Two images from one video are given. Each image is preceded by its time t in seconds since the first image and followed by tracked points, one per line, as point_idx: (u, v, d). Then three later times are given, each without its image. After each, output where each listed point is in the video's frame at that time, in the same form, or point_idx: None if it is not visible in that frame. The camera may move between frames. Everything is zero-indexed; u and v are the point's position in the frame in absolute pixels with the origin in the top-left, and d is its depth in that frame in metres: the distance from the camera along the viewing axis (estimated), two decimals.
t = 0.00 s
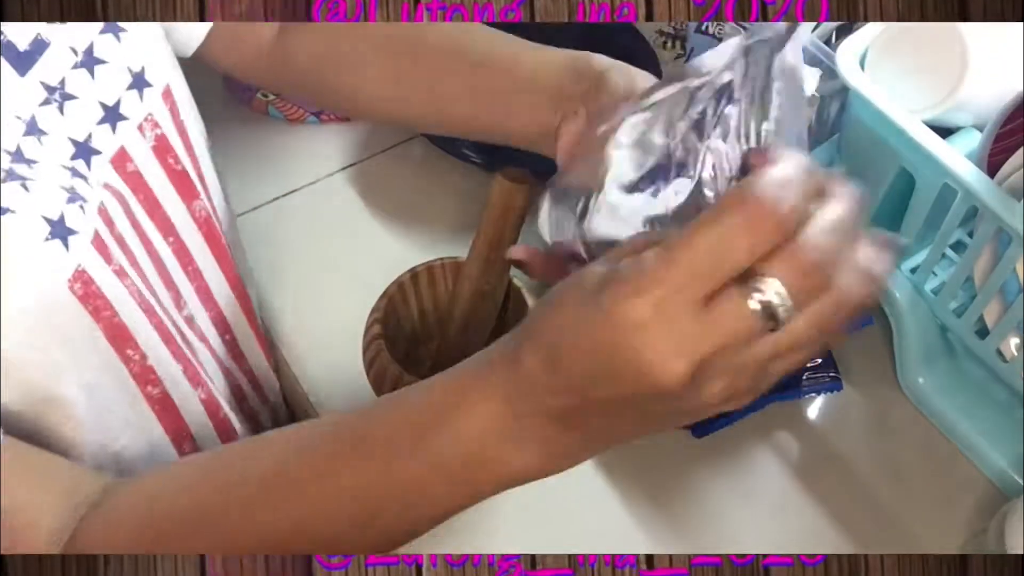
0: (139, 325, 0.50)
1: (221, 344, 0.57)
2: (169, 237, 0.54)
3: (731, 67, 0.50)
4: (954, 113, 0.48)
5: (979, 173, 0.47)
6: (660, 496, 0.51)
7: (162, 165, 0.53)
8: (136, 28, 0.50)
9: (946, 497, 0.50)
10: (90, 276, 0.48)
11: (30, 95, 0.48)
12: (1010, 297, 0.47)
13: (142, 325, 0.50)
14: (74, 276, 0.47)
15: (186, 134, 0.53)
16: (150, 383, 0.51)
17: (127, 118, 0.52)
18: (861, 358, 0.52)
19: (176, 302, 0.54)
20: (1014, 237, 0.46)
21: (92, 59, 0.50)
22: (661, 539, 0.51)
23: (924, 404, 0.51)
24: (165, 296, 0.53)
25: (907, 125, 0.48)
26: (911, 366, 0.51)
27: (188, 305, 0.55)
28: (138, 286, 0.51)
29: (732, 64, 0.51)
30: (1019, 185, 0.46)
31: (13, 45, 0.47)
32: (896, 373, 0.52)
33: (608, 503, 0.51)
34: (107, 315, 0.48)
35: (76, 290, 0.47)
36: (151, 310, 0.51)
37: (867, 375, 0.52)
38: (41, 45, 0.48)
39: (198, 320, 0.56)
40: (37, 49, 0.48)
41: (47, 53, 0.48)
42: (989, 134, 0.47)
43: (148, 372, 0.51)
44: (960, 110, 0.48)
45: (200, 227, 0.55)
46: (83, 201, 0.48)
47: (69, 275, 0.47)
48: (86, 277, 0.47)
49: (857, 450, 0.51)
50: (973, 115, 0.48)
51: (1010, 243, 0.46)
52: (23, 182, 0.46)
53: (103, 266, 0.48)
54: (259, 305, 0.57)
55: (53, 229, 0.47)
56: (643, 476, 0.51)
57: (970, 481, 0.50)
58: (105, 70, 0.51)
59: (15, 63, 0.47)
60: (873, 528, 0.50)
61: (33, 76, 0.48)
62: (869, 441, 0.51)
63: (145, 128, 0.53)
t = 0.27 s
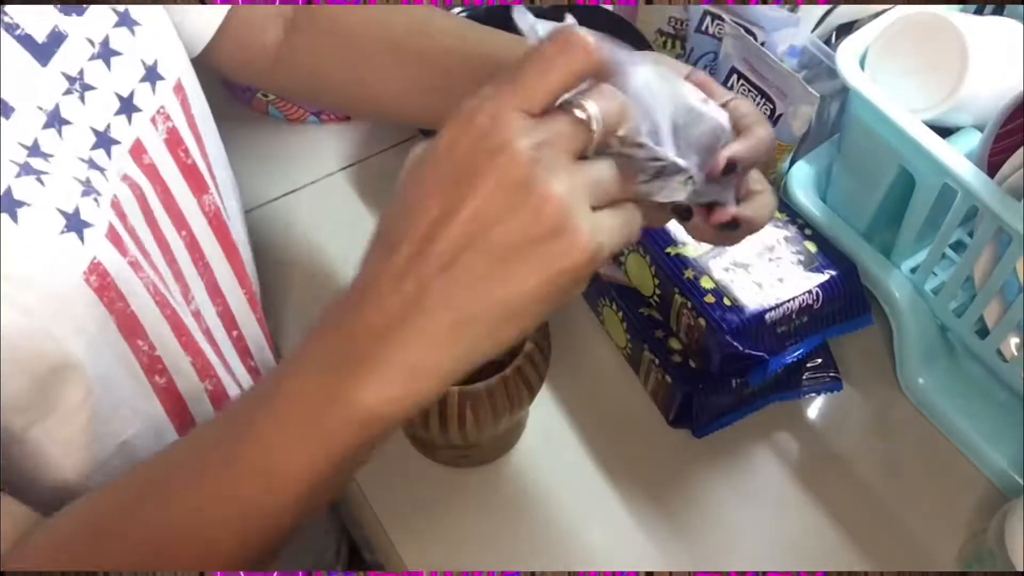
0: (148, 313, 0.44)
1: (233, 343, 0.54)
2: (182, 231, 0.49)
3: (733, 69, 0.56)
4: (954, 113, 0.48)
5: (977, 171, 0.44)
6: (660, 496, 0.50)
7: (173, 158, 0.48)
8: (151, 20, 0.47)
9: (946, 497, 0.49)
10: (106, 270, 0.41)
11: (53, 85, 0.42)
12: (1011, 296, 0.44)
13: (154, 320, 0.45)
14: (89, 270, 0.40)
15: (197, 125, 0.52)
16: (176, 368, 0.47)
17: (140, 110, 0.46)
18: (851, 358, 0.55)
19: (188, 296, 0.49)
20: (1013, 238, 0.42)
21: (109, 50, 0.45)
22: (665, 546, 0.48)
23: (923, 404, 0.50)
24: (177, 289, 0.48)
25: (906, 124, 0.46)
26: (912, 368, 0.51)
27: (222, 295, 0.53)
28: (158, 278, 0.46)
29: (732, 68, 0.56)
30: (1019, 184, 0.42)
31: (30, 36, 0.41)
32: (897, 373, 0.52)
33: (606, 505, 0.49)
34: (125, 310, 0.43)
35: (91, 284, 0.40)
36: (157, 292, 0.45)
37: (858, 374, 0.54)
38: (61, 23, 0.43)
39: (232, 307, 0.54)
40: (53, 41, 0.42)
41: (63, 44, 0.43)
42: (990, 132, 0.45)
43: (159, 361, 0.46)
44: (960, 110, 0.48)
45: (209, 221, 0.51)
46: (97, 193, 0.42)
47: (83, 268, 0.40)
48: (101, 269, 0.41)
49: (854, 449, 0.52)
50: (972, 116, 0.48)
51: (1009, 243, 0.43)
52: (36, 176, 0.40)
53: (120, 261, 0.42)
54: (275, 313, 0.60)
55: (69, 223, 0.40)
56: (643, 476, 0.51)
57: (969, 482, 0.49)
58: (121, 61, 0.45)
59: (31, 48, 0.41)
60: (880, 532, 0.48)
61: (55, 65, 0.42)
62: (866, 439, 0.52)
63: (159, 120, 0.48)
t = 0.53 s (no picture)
0: (106, 320, 0.44)
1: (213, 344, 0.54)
2: (158, 238, 0.48)
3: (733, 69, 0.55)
4: (954, 113, 0.48)
5: (977, 171, 0.44)
6: (661, 496, 0.50)
7: (148, 164, 0.47)
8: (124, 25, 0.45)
9: (948, 496, 0.49)
10: (52, 280, 0.40)
11: (18, 91, 0.41)
12: (1011, 296, 0.45)
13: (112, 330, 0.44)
14: (33, 282, 0.40)
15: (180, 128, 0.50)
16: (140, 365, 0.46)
17: (111, 117, 0.45)
18: (853, 357, 0.55)
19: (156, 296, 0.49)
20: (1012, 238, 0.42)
21: (78, 56, 0.43)
22: (663, 546, 0.48)
23: (925, 404, 0.51)
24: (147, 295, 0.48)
25: (905, 122, 0.46)
26: (912, 366, 0.52)
27: (200, 296, 0.52)
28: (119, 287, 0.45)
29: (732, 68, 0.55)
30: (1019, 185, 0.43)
31: None
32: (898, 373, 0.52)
33: (606, 504, 0.49)
34: (81, 325, 0.42)
35: (36, 297, 0.40)
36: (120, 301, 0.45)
37: (860, 373, 0.54)
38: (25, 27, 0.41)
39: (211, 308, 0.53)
40: (18, 44, 0.41)
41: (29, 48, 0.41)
42: (990, 132, 0.45)
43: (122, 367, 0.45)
44: (960, 110, 0.48)
45: (187, 227, 0.50)
46: (50, 204, 0.41)
47: (26, 281, 0.39)
48: (47, 282, 0.40)
49: (855, 448, 0.51)
50: (972, 116, 0.48)
51: (1009, 243, 0.44)
52: None
53: (68, 272, 0.41)
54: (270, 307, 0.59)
55: (12, 233, 0.39)
56: (643, 475, 0.51)
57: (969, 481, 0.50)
58: (91, 67, 0.44)
59: None
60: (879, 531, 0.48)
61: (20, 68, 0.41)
62: (867, 439, 0.52)
63: (131, 125, 0.46)
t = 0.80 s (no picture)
0: (75, 302, 0.43)
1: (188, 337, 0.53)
2: (124, 223, 0.48)
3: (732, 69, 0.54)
4: (954, 113, 0.48)
5: (978, 171, 0.44)
6: (661, 496, 0.50)
7: (119, 153, 0.46)
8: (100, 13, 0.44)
9: (948, 496, 0.49)
10: (18, 253, 0.39)
11: None
12: (1011, 297, 0.45)
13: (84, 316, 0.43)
14: None
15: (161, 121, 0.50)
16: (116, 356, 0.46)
17: (81, 104, 0.44)
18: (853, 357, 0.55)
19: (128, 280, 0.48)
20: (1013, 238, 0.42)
21: (53, 43, 0.42)
22: (661, 545, 0.48)
23: (925, 404, 0.51)
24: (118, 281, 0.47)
25: (905, 122, 0.46)
26: (912, 366, 0.52)
27: (175, 287, 0.51)
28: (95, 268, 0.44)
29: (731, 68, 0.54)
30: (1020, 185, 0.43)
31: None
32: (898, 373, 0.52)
33: (606, 504, 0.49)
34: (43, 295, 0.40)
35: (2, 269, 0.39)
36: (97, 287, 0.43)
37: (861, 374, 0.54)
38: None
39: (187, 299, 0.52)
40: None
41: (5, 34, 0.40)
42: (990, 132, 0.45)
43: (84, 341, 0.44)
44: (960, 110, 0.48)
45: (161, 216, 0.50)
46: (19, 179, 0.40)
47: None
48: (14, 256, 0.39)
49: (855, 448, 0.51)
50: (972, 116, 0.48)
51: (1009, 243, 0.44)
52: None
53: (38, 245, 0.40)
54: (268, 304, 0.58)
55: None
56: (643, 475, 0.51)
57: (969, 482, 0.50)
58: (65, 55, 0.43)
59: None
60: (878, 531, 0.48)
61: None
62: (868, 439, 0.52)
63: (103, 114, 0.45)
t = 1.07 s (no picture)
0: (81, 318, 0.43)
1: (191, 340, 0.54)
2: (133, 231, 0.48)
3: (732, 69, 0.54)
4: (954, 113, 0.48)
5: (978, 171, 0.44)
6: (660, 496, 0.50)
7: (125, 158, 0.47)
8: (104, 17, 0.44)
9: (948, 496, 0.49)
10: (19, 273, 0.39)
11: None
12: (1011, 296, 0.45)
13: (91, 330, 0.44)
14: None
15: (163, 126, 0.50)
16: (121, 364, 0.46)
17: (87, 110, 0.44)
18: (854, 357, 0.55)
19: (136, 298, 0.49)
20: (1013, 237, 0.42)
21: (56, 49, 0.42)
22: (661, 545, 0.48)
23: (925, 404, 0.51)
24: (126, 291, 0.48)
25: (906, 122, 0.46)
26: (912, 366, 0.52)
27: (178, 292, 0.52)
28: (100, 285, 0.45)
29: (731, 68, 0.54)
30: (1020, 184, 0.43)
31: None
32: (898, 372, 0.52)
33: (606, 504, 0.49)
34: (48, 313, 0.41)
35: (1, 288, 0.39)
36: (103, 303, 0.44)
37: (861, 373, 0.54)
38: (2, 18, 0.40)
39: (190, 305, 0.53)
40: None
41: (9, 40, 0.40)
42: (989, 132, 0.45)
43: (87, 354, 0.44)
44: (960, 110, 0.48)
45: (167, 222, 0.50)
46: (20, 195, 0.40)
47: None
48: (13, 273, 0.39)
49: (855, 447, 0.51)
50: (972, 116, 0.48)
51: (1009, 243, 0.44)
52: None
53: (40, 263, 0.40)
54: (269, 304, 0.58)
55: None
56: (644, 475, 0.51)
57: (970, 481, 0.50)
58: (71, 61, 0.43)
59: None
60: (878, 531, 0.48)
61: None
62: (868, 438, 0.52)
63: (108, 119, 0.45)
